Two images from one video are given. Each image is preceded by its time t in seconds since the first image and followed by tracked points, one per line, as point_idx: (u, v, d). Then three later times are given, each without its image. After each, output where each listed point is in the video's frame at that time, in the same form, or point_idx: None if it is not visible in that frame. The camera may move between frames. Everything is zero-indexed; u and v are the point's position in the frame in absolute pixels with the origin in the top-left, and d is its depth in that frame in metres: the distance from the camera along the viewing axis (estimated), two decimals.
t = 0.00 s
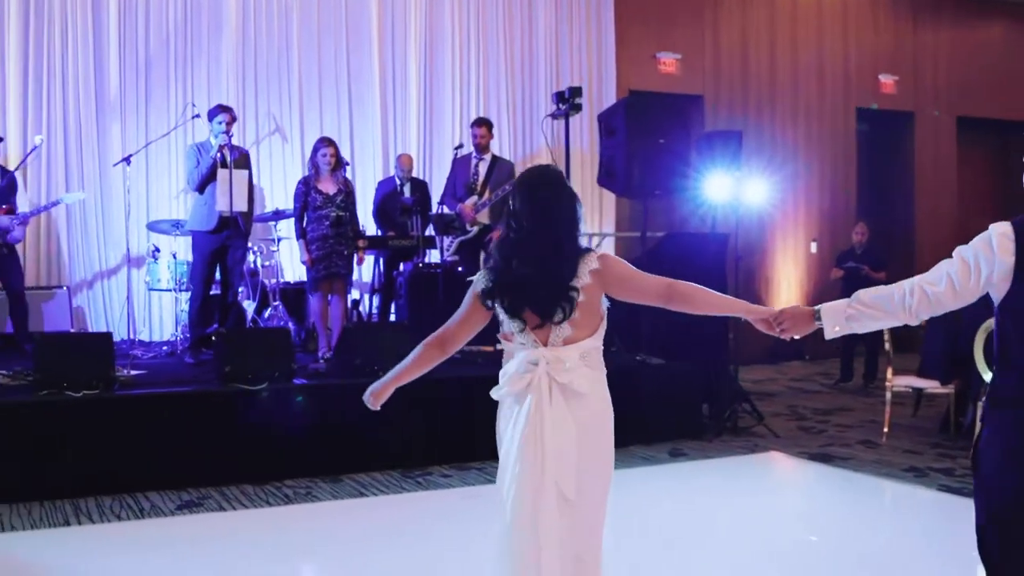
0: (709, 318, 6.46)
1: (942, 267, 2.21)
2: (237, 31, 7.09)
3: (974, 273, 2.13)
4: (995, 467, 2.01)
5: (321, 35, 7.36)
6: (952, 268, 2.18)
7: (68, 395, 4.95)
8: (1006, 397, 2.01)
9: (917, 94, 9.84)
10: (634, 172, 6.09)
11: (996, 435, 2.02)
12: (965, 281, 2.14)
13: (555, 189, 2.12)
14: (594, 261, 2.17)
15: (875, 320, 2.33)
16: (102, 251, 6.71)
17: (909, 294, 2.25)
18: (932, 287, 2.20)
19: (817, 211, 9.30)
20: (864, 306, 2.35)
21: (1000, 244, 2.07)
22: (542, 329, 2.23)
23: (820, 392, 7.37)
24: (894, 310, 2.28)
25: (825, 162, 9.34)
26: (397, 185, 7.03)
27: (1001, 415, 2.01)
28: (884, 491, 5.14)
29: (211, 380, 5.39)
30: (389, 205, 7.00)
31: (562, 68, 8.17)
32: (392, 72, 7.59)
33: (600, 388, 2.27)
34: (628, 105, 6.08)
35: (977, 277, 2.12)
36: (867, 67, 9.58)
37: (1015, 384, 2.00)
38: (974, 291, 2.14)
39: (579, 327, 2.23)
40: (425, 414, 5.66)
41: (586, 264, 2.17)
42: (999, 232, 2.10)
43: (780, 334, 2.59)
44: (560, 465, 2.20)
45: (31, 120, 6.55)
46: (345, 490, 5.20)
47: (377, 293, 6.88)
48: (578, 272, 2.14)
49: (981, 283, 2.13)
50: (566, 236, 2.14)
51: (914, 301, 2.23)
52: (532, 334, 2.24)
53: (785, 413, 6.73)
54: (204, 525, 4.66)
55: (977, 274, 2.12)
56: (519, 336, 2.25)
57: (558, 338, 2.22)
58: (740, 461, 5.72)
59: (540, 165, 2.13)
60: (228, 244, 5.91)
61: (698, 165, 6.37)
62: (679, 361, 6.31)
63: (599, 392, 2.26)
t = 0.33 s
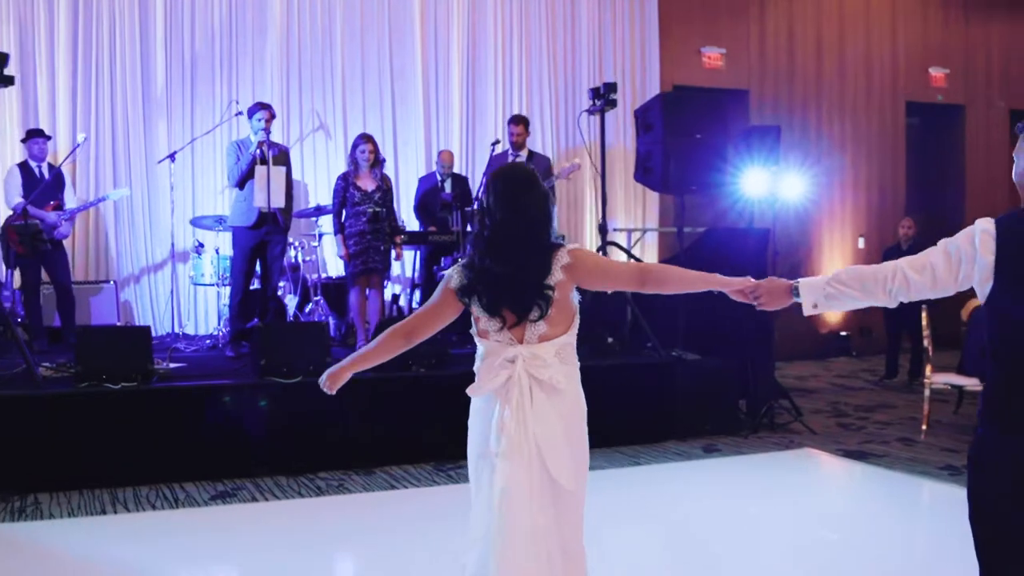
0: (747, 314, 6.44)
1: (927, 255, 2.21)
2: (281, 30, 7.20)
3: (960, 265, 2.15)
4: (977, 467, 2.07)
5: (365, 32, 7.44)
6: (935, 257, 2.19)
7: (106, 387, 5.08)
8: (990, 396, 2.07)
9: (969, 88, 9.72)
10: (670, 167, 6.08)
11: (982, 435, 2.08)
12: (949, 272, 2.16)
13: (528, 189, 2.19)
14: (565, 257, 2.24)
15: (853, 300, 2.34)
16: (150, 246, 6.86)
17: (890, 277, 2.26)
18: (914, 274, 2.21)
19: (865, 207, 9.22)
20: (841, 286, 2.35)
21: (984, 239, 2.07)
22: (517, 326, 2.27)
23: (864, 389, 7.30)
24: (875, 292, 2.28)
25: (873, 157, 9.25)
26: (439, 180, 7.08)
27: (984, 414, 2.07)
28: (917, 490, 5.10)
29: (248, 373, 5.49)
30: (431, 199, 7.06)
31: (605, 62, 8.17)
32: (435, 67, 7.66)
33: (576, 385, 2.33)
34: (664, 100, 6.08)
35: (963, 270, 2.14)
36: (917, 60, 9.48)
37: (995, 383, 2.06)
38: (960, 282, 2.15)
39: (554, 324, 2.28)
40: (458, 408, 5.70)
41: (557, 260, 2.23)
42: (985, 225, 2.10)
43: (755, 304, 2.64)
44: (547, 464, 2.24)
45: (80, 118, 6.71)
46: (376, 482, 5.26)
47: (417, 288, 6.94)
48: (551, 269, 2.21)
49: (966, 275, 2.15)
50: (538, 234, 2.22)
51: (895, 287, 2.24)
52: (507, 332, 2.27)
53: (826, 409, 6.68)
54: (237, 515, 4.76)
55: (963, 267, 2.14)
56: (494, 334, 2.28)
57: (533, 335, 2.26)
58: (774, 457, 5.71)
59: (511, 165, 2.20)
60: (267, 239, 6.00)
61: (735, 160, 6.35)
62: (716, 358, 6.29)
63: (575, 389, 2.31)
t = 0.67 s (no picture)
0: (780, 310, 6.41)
1: (908, 246, 2.20)
2: (320, 29, 7.30)
3: (939, 255, 2.14)
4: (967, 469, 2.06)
5: (403, 30, 7.52)
6: (914, 246, 2.19)
7: (139, 379, 5.19)
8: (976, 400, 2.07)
9: (1017, 81, 9.58)
10: (702, 163, 6.06)
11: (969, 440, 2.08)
12: (928, 261, 2.15)
13: (508, 192, 2.27)
14: (533, 262, 2.29)
15: (830, 284, 2.34)
16: (191, 242, 7.01)
17: (869, 264, 2.25)
18: (893, 263, 2.20)
19: (909, 202, 9.12)
20: (819, 268, 2.35)
21: (961, 234, 2.09)
22: (479, 326, 2.36)
23: (903, 386, 7.23)
24: (853, 277, 2.27)
25: (918, 151, 9.15)
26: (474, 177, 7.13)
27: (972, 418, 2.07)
28: (947, 490, 5.05)
29: (280, 367, 5.57)
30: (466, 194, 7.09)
31: (645, 57, 8.17)
32: (474, 65, 7.70)
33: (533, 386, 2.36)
34: (696, 95, 6.05)
35: (941, 260, 2.13)
36: (964, 53, 9.36)
37: (979, 386, 2.06)
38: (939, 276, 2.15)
39: (514, 326, 2.34)
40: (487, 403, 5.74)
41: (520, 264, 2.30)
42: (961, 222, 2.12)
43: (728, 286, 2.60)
44: (497, 466, 2.30)
45: (122, 117, 6.88)
46: (403, 476, 5.32)
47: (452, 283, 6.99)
48: (512, 274, 2.28)
49: (945, 265, 2.14)
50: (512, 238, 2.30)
51: (873, 273, 2.23)
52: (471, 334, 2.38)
53: (861, 406, 6.63)
54: (264, 507, 4.84)
55: (941, 257, 2.13)
56: (459, 332, 2.40)
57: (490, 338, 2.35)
58: (803, 454, 5.68)
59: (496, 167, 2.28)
60: (301, 234, 6.08)
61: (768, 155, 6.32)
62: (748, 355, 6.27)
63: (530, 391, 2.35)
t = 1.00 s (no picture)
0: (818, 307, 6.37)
1: (902, 249, 2.13)
2: (361, 27, 7.40)
3: (934, 258, 2.07)
4: (964, 466, 1.97)
5: (445, 29, 7.59)
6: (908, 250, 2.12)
7: (174, 375, 5.27)
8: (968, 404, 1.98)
9: None
10: (738, 159, 6.03)
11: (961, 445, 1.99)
12: (922, 265, 2.08)
13: (507, 191, 2.44)
14: (516, 258, 2.41)
15: (826, 289, 2.29)
16: (233, 239, 7.17)
17: (863, 268, 2.19)
18: (887, 268, 2.14)
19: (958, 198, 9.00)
20: (814, 274, 2.30)
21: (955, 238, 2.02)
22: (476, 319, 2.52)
23: (946, 386, 7.15)
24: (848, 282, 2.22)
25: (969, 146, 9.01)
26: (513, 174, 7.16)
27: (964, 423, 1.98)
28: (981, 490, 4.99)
29: (315, 363, 5.63)
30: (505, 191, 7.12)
31: (687, 53, 8.17)
32: (515, 63, 7.75)
33: (505, 382, 2.42)
34: (733, 91, 6.01)
35: (936, 263, 2.06)
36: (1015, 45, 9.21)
37: (972, 389, 1.97)
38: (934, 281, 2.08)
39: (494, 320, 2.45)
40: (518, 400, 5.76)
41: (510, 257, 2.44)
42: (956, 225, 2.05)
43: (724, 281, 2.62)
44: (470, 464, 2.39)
45: (166, 116, 7.06)
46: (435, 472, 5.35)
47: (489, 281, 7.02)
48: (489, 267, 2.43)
49: (941, 268, 2.06)
50: (509, 236, 2.45)
51: (867, 279, 2.17)
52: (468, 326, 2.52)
53: (902, 405, 6.56)
54: (296, 501, 4.91)
55: (936, 260, 2.06)
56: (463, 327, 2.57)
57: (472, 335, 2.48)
58: (837, 453, 5.64)
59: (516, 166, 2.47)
60: (338, 232, 6.14)
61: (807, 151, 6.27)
62: (785, 353, 6.22)
63: (500, 385, 2.41)
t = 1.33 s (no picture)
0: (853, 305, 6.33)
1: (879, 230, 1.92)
2: (400, 25, 7.53)
3: (913, 249, 1.89)
4: (935, 447, 1.85)
5: (483, 28, 7.68)
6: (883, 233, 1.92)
7: (208, 369, 5.39)
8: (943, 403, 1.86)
9: None
10: (770, 156, 6.00)
11: (932, 445, 1.87)
12: (898, 254, 1.90)
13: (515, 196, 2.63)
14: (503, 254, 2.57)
15: (779, 248, 2.01)
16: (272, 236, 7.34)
17: (833, 238, 1.94)
18: (862, 246, 1.92)
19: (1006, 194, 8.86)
20: (772, 232, 2.01)
21: (937, 237, 1.87)
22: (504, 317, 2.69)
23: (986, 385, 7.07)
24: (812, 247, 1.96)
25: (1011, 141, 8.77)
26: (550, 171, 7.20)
27: (937, 424, 1.86)
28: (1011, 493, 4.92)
29: (347, 357, 5.71)
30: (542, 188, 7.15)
31: (728, 51, 8.17)
32: (553, 62, 7.80)
33: (514, 388, 2.51)
34: (766, 88, 5.98)
35: (914, 255, 1.88)
36: None
37: (952, 388, 1.84)
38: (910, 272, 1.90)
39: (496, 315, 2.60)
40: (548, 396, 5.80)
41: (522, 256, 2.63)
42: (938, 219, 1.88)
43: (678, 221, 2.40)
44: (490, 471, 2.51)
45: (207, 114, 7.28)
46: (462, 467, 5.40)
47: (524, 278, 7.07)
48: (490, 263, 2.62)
49: (917, 260, 1.89)
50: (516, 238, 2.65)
51: (839, 251, 1.93)
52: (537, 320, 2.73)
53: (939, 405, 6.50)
54: (323, 494, 4.98)
55: (915, 251, 1.88)
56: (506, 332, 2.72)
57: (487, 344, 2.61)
58: (868, 452, 5.61)
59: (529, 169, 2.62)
60: (373, 228, 6.21)
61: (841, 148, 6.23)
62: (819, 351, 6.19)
63: (510, 391, 2.51)
